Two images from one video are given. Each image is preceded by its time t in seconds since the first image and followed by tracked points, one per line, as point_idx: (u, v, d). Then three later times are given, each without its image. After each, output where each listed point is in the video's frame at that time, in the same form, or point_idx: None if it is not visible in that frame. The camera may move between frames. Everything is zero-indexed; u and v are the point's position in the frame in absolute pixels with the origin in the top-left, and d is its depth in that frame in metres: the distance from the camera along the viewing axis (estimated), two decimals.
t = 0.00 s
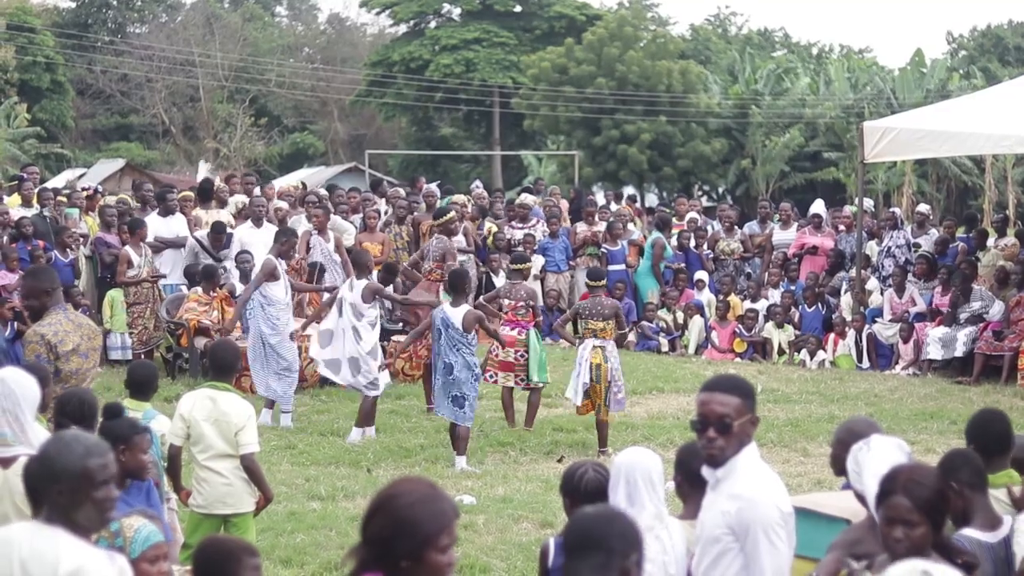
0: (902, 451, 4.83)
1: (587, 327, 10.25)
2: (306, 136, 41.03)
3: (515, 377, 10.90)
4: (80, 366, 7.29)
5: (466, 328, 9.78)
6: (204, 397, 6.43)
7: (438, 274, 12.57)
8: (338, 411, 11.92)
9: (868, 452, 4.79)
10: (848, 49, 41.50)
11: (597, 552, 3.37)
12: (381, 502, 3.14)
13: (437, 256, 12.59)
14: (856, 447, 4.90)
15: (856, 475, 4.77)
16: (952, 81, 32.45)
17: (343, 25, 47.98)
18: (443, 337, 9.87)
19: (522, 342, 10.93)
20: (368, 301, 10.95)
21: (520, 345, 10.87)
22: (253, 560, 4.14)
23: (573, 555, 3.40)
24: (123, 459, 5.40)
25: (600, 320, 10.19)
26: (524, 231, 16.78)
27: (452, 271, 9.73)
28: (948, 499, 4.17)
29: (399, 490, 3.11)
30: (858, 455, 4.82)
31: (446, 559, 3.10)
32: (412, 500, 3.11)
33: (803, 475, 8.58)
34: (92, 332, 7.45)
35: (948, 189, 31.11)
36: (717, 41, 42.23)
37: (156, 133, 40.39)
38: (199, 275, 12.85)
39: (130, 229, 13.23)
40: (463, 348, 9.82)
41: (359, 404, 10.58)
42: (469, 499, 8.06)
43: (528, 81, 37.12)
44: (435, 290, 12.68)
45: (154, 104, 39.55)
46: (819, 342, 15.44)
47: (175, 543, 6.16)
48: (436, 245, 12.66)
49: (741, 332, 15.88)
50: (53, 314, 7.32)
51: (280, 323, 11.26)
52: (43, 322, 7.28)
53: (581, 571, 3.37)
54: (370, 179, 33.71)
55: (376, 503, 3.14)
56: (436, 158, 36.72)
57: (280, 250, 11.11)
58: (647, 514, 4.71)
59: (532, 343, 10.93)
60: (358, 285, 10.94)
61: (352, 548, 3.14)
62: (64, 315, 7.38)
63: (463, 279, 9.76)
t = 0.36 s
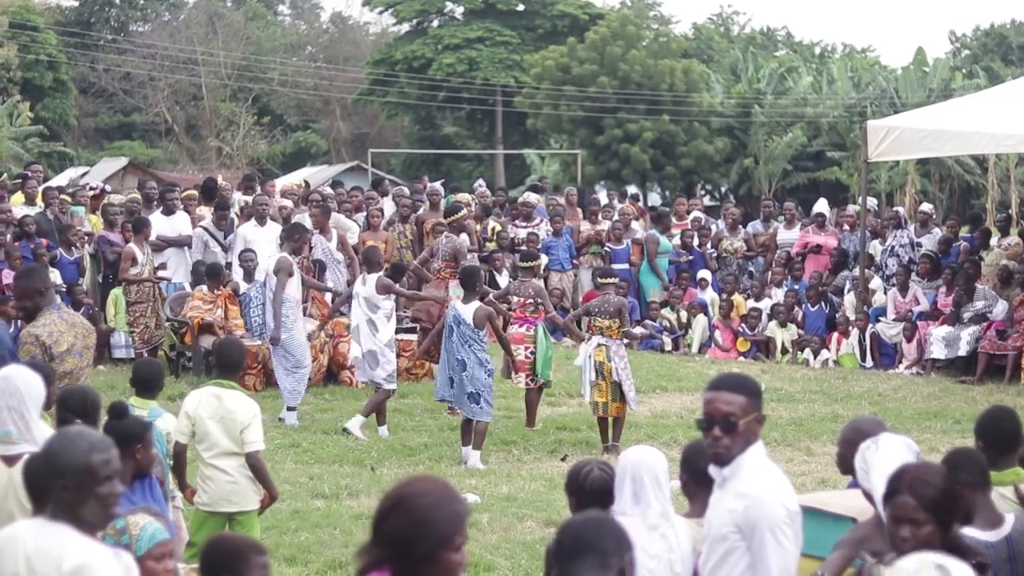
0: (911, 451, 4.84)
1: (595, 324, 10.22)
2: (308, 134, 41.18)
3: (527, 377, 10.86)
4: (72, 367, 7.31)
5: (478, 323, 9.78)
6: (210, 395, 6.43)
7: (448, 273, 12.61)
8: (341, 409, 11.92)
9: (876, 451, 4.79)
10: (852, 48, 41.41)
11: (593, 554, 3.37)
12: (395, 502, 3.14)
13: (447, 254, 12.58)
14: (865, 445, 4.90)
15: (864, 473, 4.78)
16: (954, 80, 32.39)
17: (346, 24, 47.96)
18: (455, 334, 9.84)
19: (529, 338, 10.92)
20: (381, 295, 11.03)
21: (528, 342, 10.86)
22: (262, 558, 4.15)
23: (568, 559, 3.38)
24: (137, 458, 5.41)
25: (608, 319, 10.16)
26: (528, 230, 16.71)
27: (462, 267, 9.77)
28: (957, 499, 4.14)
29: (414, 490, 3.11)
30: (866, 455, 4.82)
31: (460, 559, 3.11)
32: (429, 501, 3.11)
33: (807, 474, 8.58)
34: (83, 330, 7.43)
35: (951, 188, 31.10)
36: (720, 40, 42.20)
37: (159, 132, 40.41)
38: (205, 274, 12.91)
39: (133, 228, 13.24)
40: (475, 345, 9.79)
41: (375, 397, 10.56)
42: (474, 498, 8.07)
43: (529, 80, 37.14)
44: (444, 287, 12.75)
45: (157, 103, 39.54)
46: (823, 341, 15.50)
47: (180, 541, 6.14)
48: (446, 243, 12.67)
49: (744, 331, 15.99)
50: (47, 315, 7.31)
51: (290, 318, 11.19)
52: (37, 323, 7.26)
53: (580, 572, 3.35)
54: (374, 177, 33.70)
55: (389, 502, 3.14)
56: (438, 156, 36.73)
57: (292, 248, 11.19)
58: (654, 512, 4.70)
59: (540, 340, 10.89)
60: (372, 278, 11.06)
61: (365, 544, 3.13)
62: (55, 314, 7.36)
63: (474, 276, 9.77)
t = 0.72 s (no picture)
0: (922, 452, 4.82)
1: (613, 325, 10.20)
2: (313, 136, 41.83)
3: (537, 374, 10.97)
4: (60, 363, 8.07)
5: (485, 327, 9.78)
6: (218, 396, 6.42)
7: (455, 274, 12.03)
8: (348, 411, 11.93)
9: (886, 452, 4.78)
10: (857, 49, 41.43)
11: (683, 566, 3.36)
12: (410, 502, 3.12)
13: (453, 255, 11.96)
14: (876, 446, 4.90)
15: (874, 474, 4.77)
16: (960, 81, 32.42)
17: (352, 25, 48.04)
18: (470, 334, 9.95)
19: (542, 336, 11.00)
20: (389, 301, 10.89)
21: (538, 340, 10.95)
22: (274, 559, 4.18)
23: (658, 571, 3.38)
24: (145, 460, 5.41)
25: (624, 320, 10.14)
26: (535, 231, 16.66)
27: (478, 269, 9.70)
28: (970, 500, 4.07)
29: (428, 491, 3.10)
30: (876, 455, 4.82)
31: (473, 560, 3.10)
32: (444, 503, 3.09)
33: (815, 475, 8.59)
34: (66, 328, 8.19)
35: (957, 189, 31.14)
36: (726, 41, 42.23)
37: (165, 133, 40.44)
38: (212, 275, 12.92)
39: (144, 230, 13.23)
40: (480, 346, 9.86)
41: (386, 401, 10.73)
42: (483, 499, 8.08)
43: (536, 81, 37.19)
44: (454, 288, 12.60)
45: (162, 105, 39.54)
46: (830, 342, 15.48)
47: (188, 541, 6.13)
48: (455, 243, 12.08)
49: (751, 332, 16.02)
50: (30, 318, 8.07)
51: (310, 320, 11.29)
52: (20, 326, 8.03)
53: None
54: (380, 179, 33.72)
55: (404, 503, 3.13)
56: (445, 157, 36.76)
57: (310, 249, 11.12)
58: (663, 513, 4.68)
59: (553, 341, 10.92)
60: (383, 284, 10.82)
61: (380, 543, 3.12)
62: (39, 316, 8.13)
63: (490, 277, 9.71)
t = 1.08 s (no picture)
0: (930, 450, 4.83)
1: (625, 321, 10.18)
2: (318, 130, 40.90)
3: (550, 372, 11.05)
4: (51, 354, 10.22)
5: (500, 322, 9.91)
6: (221, 391, 6.42)
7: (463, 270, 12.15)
8: (350, 407, 11.93)
9: (893, 448, 4.82)
10: (860, 46, 41.39)
11: None
12: (411, 497, 3.12)
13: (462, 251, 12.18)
14: (883, 442, 4.94)
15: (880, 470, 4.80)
16: (964, 78, 32.34)
17: (355, 21, 48.05)
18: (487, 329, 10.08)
19: (556, 334, 10.97)
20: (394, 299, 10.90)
21: (553, 338, 10.93)
22: (278, 555, 4.18)
23: None
24: (149, 456, 5.41)
25: (635, 316, 10.12)
26: (538, 227, 16.68)
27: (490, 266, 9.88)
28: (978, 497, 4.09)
29: (428, 485, 3.10)
30: (883, 452, 4.86)
31: (475, 553, 3.10)
32: (444, 496, 3.09)
33: (818, 471, 8.60)
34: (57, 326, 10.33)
35: (960, 185, 31.15)
36: (729, 37, 42.20)
37: (168, 129, 40.40)
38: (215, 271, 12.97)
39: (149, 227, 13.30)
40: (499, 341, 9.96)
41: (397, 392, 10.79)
42: (485, 495, 8.10)
43: (539, 77, 37.20)
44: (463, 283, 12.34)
45: (165, 101, 39.50)
46: (833, 338, 15.52)
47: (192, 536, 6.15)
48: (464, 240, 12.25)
49: (755, 328, 16.10)
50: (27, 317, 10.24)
51: (324, 313, 11.45)
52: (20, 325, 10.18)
53: None
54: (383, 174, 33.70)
55: (404, 499, 3.13)
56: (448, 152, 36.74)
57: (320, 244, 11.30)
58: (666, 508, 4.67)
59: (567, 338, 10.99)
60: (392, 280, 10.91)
61: (382, 540, 3.13)
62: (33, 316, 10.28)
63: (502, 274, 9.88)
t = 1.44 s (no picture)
0: (936, 450, 4.79)
1: (639, 323, 10.24)
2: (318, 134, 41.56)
3: (561, 369, 10.93)
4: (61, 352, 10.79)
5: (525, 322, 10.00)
6: (224, 392, 6.43)
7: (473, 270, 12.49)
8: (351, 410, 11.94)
9: (899, 446, 4.80)
10: (862, 47, 41.38)
11: None
12: (414, 497, 3.12)
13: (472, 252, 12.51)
14: (889, 442, 4.92)
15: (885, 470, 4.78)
16: (964, 80, 32.33)
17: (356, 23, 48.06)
18: (501, 333, 10.06)
19: (568, 335, 10.93)
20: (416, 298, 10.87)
21: (566, 338, 10.88)
22: (281, 555, 4.19)
23: None
24: (145, 460, 5.33)
25: (651, 317, 10.20)
26: (540, 228, 16.59)
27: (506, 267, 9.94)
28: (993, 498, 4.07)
29: (431, 485, 3.09)
30: (889, 450, 4.84)
31: (479, 551, 3.08)
32: (446, 496, 3.08)
33: (821, 473, 8.59)
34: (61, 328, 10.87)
35: (961, 186, 31.11)
36: (730, 39, 42.15)
37: (169, 131, 40.43)
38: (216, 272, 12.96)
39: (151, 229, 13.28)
40: (521, 343, 10.03)
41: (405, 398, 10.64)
42: (487, 496, 8.10)
43: (540, 79, 37.21)
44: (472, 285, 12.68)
45: (166, 102, 39.54)
46: (835, 340, 15.53)
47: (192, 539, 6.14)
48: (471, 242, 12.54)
49: (757, 330, 16.09)
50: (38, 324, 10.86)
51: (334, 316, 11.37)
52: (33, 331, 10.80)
53: None
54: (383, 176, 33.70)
55: (407, 500, 3.13)
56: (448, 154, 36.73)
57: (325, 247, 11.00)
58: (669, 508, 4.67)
59: (579, 338, 10.95)
60: (407, 282, 10.85)
61: (385, 542, 3.13)
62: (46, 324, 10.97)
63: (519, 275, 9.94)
